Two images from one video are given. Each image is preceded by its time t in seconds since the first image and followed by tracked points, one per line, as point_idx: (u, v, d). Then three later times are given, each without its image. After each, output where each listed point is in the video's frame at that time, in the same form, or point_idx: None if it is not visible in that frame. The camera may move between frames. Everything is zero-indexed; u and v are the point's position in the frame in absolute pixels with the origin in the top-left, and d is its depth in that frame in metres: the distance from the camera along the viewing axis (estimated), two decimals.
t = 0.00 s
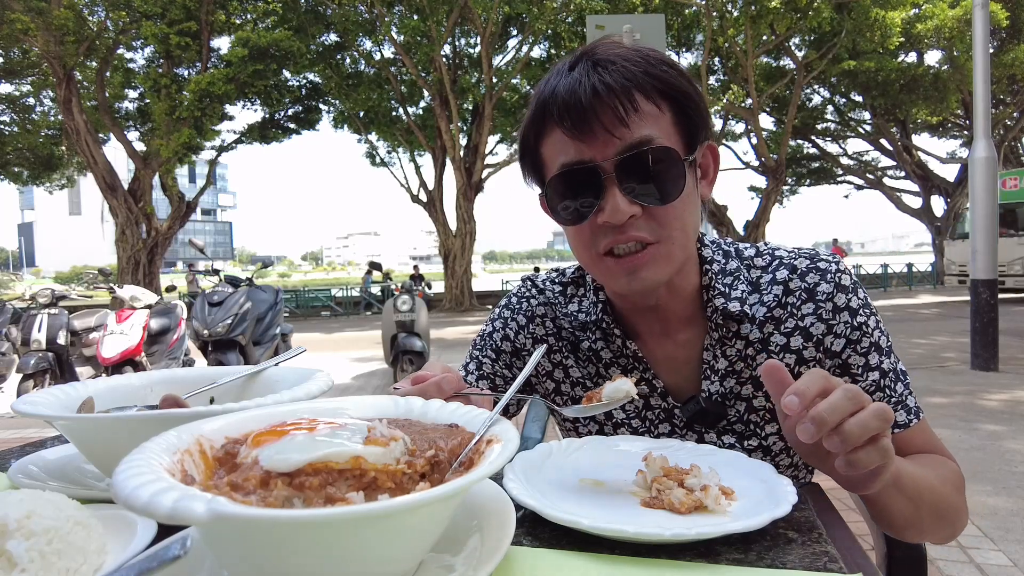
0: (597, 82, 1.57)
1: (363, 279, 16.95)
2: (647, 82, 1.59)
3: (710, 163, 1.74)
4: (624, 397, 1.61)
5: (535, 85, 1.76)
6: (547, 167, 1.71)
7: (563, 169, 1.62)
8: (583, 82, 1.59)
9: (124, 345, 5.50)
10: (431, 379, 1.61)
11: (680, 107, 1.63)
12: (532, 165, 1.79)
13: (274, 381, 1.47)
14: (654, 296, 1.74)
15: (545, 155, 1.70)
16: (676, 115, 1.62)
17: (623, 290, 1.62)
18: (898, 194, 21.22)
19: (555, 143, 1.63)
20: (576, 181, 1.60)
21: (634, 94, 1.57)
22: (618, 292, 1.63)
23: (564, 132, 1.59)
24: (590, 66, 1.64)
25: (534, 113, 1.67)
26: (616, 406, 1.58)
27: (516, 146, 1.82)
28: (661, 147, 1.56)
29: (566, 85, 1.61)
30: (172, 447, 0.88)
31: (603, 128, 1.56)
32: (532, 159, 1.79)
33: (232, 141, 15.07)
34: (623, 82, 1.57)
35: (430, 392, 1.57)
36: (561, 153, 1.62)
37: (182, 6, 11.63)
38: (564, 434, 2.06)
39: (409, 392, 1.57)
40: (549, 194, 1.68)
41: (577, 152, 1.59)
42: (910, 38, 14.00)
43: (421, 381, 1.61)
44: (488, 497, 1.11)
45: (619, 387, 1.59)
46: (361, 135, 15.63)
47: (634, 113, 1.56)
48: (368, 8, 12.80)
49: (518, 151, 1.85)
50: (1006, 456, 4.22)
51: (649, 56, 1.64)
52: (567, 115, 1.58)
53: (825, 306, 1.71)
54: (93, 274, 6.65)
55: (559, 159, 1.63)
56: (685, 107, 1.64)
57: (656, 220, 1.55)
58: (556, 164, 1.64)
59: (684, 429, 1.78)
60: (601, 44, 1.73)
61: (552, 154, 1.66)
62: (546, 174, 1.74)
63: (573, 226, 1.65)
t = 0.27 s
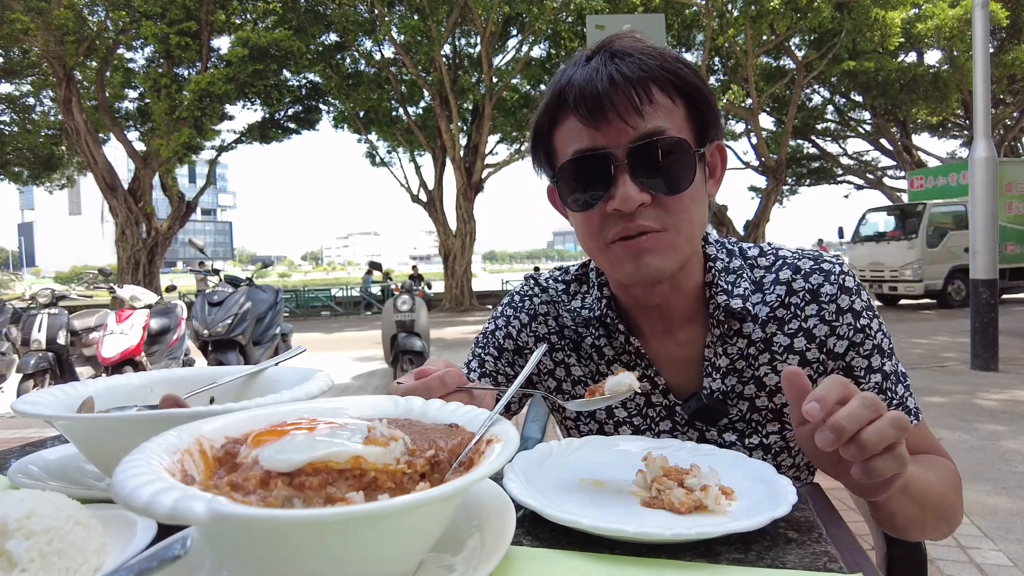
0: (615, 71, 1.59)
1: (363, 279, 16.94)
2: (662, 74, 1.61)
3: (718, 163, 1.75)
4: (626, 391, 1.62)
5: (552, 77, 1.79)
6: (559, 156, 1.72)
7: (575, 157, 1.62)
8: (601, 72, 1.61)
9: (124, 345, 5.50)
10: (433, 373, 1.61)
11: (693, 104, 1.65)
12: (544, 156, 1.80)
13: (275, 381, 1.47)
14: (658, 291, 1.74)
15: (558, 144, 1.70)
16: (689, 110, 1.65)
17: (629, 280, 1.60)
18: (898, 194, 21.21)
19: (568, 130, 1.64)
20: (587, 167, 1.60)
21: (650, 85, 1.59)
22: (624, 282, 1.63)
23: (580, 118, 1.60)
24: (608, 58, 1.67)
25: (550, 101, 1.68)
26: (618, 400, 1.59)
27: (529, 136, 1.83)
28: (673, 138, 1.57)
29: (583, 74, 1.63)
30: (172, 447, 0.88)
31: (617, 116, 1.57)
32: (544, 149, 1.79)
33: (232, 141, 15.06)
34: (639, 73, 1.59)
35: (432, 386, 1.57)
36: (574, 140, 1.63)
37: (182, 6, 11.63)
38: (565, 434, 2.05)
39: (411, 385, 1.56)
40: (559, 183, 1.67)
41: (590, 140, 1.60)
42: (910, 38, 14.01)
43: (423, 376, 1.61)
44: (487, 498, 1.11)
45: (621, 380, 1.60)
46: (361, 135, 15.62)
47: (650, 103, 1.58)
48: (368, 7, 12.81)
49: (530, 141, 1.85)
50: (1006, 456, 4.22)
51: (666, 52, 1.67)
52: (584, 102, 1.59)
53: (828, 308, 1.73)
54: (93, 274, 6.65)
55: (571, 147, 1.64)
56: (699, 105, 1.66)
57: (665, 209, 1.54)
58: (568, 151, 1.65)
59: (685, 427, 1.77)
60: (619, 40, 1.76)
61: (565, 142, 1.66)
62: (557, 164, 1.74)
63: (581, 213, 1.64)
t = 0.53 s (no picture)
0: (623, 64, 1.60)
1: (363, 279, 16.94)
2: (671, 68, 1.62)
3: (723, 161, 1.76)
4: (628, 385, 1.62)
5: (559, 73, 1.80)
6: (564, 150, 1.72)
7: (581, 149, 1.62)
8: (609, 65, 1.62)
9: (124, 345, 5.50)
10: (434, 369, 1.61)
11: (700, 99, 1.66)
12: (550, 152, 1.80)
13: (274, 381, 1.47)
14: (662, 288, 1.75)
15: (564, 137, 1.70)
16: (696, 105, 1.66)
17: (634, 271, 1.60)
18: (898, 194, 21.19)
19: (575, 122, 1.64)
20: (594, 157, 1.60)
21: (657, 77, 1.60)
22: (629, 274, 1.62)
23: (587, 109, 1.61)
24: (616, 53, 1.68)
25: (558, 94, 1.69)
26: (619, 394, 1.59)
27: (535, 132, 1.83)
28: (681, 129, 1.57)
29: (591, 68, 1.64)
30: (172, 447, 0.88)
31: (626, 107, 1.57)
32: (550, 145, 1.79)
33: (232, 141, 15.06)
34: (647, 66, 1.60)
35: (432, 381, 1.57)
36: (581, 131, 1.63)
37: (182, 6, 11.63)
38: (565, 434, 2.05)
39: (412, 382, 1.56)
40: (565, 175, 1.67)
41: (597, 131, 1.60)
42: (910, 38, 14.00)
43: (422, 371, 1.62)
44: (488, 498, 1.11)
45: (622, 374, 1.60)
46: (361, 135, 15.62)
47: (658, 95, 1.59)
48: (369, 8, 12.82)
49: (536, 139, 1.86)
50: (1006, 456, 4.22)
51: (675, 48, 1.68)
52: (592, 93, 1.60)
53: (835, 310, 1.74)
54: (93, 274, 6.65)
55: (577, 138, 1.64)
56: (705, 101, 1.68)
57: (672, 200, 1.55)
58: (574, 143, 1.65)
59: (687, 427, 1.76)
60: (626, 38, 1.77)
61: (572, 134, 1.66)
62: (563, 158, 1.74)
63: (587, 205, 1.63)
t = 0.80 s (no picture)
0: (629, 107, 1.53)
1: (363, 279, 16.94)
2: (679, 108, 1.56)
3: (730, 176, 1.75)
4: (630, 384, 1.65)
5: (555, 88, 1.70)
6: (567, 180, 1.70)
7: (586, 194, 1.61)
8: (614, 105, 1.55)
9: (124, 345, 5.50)
10: (438, 364, 1.61)
11: (708, 130, 1.62)
12: (548, 171, 1.76)
13: (274, 381, 1.47)
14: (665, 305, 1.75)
15: (565, 169, 1.67)
16: (703, 137, 1.62)
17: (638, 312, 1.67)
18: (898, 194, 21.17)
19: (578, 163, 1.61)
20: (600, 207, 1.60)
21: (665, 122, 1.55)
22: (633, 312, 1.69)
23: (591, 156, 1.57)
24: (621, 84, 1.59)
25: (559, 126, 1.63)
26: (622, 391, 1.63)
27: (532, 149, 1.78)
28: (689, 181, 1.56)
29: (594, 106, 1.57)
30: (172, 447, 0.88)
31: (633, 158, 1.54)
32: (547, 164, 1.76)
33: (232, 141, 15.08)
34: (655, 109, 1.54)
35: (436, 376, 1.57)
36: (585, 176, 1.61)
37: (182, 6, 11.63)
38: (566, 433, 2.06)
39: (417, 377, 1.56)
40: (568, 209, 1.69)
41: (602, 179, 1.58)
42: (910, 38, 14.00)
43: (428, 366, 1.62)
44: (487, 497, 1.11)
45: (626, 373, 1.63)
46: (361, 134, 15.61)
47: (665, 145, 1.55)
48: (369, 8, 12.82)
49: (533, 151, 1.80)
50: (1006, 455, 4.22)
51: (681, 76, 1.59)
52: (596, 139, 1.55)
53: (837, 311, 1.74)
54: (93, 274, 6.65)
55: (581, 181, 1.62)
56: (712, 131, 1.63)
57: (677, 252, 1.59)
58: (578, 185, 1.63)
59: (689, 430, 1.77)
60: (629, 53, 1.66)
61: (574, 171, 1.64)
62: (564, 185, 1.73)
63: (590, 247, 1.66)
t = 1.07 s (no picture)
0: (623, 82, 1.56)
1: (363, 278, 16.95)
2: (673, 85, 1.58)
3: (727, 169, 1.75)
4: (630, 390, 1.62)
5: (555, 76, 1.75)
6: (562, 164, 1.70)
7: (579, 171, 1.61)
8: (608, 82, 1.58)
9: (125, 344, 5.50)
10: (435, 370, 1.61)
11: (704, 113, 1.63)
12: (545, 159, 1.78)
13: (274, 382, 1.47)
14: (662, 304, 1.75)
15: (561, 151, 1.69)
16: (698, 120, 1.63)
17: (631, 299, 1.62)
18: (898, 194, 21.17)
19: (572, 141, 1.62)
20: (593, 184, 1.59)
21: (659, 98, 1.56)
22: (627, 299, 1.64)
23: (585, 130, 1.58)
24: (616, 65, 1.63)
25: (555, 107, 1.66)
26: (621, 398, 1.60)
27: (531, 140, 1.81)
28: (682, 157, 1.56)
29: (590, 84, 1.61)
30: (172, 446, 0.88)
31: (626, 131, 1.55)
32: (545, 152, 1.78)
33: (232, 141, 15.09)
34: (649, 83, 1.57)
35: (434, 383, 1.57)
36: (579, 152, 1.61)
37: (182, 6, 11.64)
38: (564, 435, 2.07)
39: (414, 383, 1.56)
40: (562, 193, 1.68)
41: (596, 154, 1.58)
42: (910, 38, 14.00)
43: (424, 372, 1.62)
44: (487, 497, 1.11)
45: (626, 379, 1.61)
46: (361, 134, 15.61)
47: (658, 119, 1.56)
48: (369, 8, 12.82)
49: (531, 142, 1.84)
50: (1006, 455, 4.22)
51: (676, 57, 1.63)
52: (589, 113, 1.57)
53: (837, 316, 1.74)
54: (93, 274, 6.65)
55: (575, 160, 1.62)
56: (708, 116, 1.65)
57: (671, 231, 1.55)
58: (572, 164, 1.63)
59: (687, 433, 1.78)
60: (627, 41, 1.72)
61: (569, 152, 1.65)
62: (560, 171, 1.73)
63: (584, 228, 1.64)
